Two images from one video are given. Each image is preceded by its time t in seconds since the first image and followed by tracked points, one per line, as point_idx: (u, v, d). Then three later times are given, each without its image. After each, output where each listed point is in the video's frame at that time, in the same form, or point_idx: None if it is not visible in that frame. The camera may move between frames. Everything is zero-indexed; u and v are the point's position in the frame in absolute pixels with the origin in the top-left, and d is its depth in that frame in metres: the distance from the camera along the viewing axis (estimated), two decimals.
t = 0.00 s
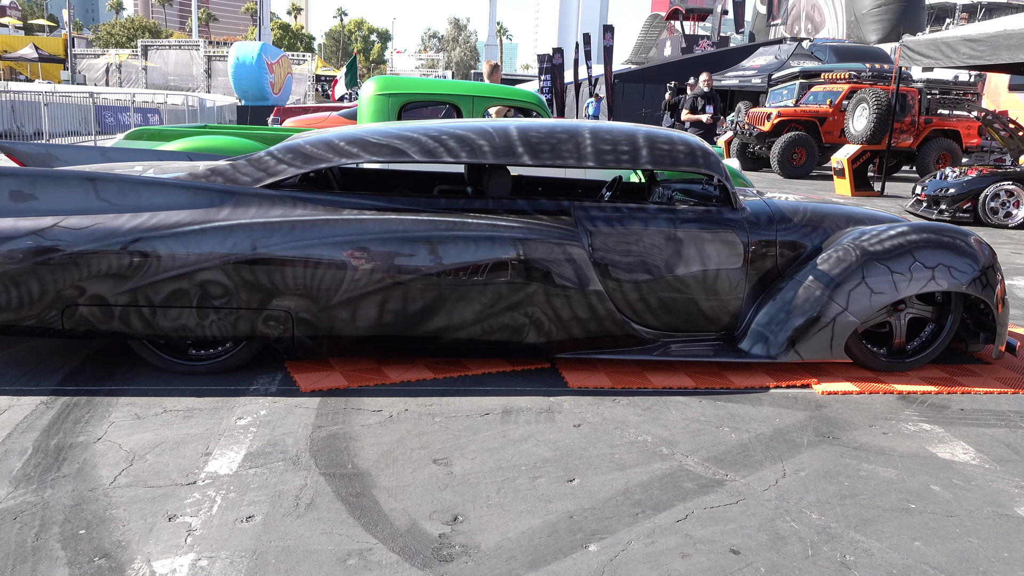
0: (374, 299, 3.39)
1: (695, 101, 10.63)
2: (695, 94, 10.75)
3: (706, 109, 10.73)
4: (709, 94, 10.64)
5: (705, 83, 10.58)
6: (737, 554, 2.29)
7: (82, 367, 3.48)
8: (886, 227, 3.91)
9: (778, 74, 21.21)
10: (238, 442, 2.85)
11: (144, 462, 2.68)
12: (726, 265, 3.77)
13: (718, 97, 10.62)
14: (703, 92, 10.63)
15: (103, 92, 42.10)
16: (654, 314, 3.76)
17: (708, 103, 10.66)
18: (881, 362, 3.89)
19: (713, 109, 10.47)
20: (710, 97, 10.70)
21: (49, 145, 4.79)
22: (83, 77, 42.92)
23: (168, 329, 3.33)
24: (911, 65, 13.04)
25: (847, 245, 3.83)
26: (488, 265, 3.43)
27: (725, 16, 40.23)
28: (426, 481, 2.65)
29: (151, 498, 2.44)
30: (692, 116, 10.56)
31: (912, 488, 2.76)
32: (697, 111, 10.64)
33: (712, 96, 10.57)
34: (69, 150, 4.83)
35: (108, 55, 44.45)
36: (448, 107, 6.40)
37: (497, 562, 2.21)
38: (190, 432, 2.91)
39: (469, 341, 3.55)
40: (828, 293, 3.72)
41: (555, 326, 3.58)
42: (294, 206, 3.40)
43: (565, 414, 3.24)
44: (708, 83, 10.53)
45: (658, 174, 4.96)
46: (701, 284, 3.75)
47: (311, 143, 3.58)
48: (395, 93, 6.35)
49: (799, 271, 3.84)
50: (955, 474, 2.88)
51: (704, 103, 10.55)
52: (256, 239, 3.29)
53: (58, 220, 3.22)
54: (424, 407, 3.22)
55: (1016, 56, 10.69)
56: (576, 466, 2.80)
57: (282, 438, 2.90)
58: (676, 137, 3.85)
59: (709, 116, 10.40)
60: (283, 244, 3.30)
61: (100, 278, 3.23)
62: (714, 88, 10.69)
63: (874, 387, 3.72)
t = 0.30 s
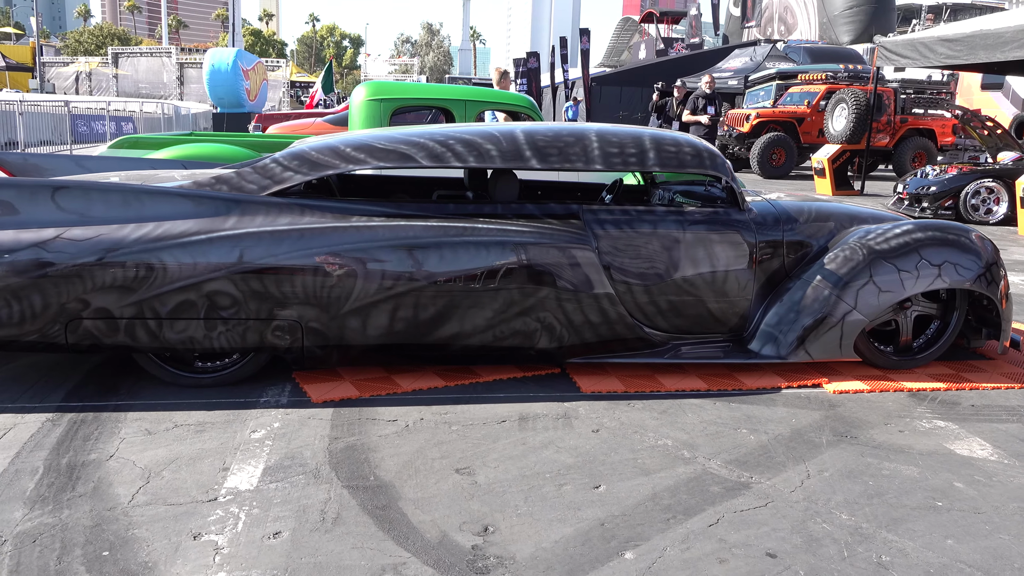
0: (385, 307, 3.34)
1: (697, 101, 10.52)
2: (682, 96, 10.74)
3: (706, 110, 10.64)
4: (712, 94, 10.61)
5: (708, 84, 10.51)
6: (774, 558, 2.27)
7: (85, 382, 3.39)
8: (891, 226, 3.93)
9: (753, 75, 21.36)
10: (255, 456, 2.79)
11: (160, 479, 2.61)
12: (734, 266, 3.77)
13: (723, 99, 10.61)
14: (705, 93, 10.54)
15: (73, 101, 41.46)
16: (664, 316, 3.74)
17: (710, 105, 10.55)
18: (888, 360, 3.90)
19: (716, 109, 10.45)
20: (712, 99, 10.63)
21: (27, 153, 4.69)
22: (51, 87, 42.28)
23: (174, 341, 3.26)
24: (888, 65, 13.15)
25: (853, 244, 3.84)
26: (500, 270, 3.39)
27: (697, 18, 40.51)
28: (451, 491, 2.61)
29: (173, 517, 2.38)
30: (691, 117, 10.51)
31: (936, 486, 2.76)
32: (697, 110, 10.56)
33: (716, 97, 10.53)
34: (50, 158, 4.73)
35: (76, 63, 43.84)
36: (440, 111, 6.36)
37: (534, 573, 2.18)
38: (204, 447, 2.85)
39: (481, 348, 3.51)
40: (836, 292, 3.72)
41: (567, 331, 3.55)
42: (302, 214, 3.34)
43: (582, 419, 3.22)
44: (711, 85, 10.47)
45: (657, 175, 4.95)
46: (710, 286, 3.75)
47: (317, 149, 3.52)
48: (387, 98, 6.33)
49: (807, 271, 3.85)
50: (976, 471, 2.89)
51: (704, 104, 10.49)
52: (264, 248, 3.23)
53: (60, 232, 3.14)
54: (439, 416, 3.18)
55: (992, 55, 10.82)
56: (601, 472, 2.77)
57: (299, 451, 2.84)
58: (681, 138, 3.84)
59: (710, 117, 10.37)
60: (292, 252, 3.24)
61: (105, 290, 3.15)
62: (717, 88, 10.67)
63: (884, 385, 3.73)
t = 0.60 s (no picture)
0: (397, 312, 3.32)
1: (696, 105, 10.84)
2: (670, 99, 10.76)
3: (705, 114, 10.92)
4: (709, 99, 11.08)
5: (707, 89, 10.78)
6: (803, 566, 2.28)
7: (89, 389, 3.33)
8: (894, 231, 3.97)
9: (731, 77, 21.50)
10: (272, 464, 2.76)
11: (177, 489, 2.57)
12: (742, 271, 3.79)
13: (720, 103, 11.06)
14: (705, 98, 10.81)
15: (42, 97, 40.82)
16: (671, 321, 3.75)
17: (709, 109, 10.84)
18: (891, 364, 3.94)
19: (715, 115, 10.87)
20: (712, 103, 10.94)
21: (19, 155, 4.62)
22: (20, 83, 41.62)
23: (183, 347, 3.21)
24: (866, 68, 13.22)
25: (858, 249, 3.87)
26: (512, 276, 3.38)
27: (674, 20, 40.69)
28: (473, 499, 2.60)
29: (195, 528, 2.34)
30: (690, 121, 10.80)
31: (951, 491, 2.79)
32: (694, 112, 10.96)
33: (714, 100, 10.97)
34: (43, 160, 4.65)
35: (45, 58, 43.11)
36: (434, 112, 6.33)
37: None
38: (219, 455, 2.81)
39: (492, 353, 3.49)
40: (842, 297, 3.76)
41: (577, 336, 3.54)
42: (312, 218, 3.30)
43: (596, 425, 3.21)
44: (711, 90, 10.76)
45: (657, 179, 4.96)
46: (718, 291, 3.76)
47: (325, 153, 3.48)
48: (381, 99, 6.24)
49: (812, 276, 3.88)
50: (989, 476, 2.92)
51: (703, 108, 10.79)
52: (275, 253, 3.19)
53: (67, 236, 3.08)
54: (453, 422, 3.16)
55: (971, 60, 10.96)
56: (621, 479, 2.77)
57: (316, 459, 2.81)
58: (689, 144, 3.85)
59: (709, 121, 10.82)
60: (303, 257, 3.20)
61: (113, 296, 3.10)
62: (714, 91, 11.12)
63: (888, 389, 3.76)
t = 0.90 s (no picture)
0: (418, 315, 3.32)
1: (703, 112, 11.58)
2: (668, 102, 10.81)
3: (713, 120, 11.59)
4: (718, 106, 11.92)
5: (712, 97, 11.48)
6: (837, 569, 2.30)
7: (106, 391, 3.31)
8: (906, 237, 4.01)
9: (720, 82, 21.60)
10: (300, 468, 2.75)
11: (208, 492, 2.56)
12: (757, 276, 3.82)
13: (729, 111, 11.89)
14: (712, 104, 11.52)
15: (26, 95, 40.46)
16: (688, 325, 3.77)
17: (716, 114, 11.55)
18: (902, 369, 3.98)
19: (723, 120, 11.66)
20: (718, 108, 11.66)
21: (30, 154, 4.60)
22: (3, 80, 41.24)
23: (203, 350, 3.19)
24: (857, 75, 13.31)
25: (870, 255, 3.91)
26: (533, 279, 3.39)
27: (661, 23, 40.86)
28: (504, 503, 2.60)
29: (229, 532, 2.33)
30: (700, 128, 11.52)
31: (973, 495, 2.82)
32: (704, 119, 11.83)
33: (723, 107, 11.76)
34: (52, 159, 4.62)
35: (28, 56, 42.74)
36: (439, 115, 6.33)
37: None
38: (245, 459, 2.79)
39: (511, 357, 3.50)
40: (856, 302, 3.79)
41: (596, 339, 3.56)
42: (334, 220, 3.29)
43: (617, 428, 3.22)
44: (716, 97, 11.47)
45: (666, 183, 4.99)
46: (733, 295, 3.79)
47: (345, 155, 3.48)
48: (386, 101, 6.23)
49: (826, 281, 3.91)
50: (1008, 480, 2.95)
51: (711, 114, 11.51)
52: (298, 256, 3.18)
53: (88, 237, 3.06)
54: (475, 426, 3.16)
55: (962, 68, 11.08)
56: (648, 483, 2.78)
57: (344, 463, 2.80)
58: (705, 149, 3.87)
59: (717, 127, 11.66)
60: (325, 261, 3.20)
61: (134, 297, 3.07)
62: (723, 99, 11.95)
63: (901, 394, 3.80)
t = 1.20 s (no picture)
0: (441, 318, 3.35)
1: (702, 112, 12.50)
2: (655, 103, 10.91)
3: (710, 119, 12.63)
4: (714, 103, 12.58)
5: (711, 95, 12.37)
6: (873, 559, 2.36)
7: (131, 400, 3.31)
8: (911, 235, 4.09)
9: (701, 82, 21.76)
10: (335, 471, 2.78)
11: (249, 496, 2.58)
12: (768, 275, 3.90)
13: (727, 110, 12.50)
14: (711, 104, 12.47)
15: None
16: (702, 324, 3.84)
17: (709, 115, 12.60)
18: (908, 364, 4.07)
19: (719, 119, 12.23)
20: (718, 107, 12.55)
21: (36, 162, 4.58)
22: None
23: (230, 356, 3.21)
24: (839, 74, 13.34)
25: (878, 253, 3.99)
26: (554, 281, 3.43)
27: (638, 24, 41.08)
28: (541, 501, 2.65)
29: (276, 536, 2.36)
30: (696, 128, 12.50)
31: (993, 485, 2.90)
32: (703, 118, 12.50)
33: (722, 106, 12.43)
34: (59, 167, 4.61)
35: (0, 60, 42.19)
36: (440, 118, 6.39)
37: None
38: (280, 463, 2.82)
39: (532, 358, 3.54)
40: (865, 299, 3.87)
41: (615, 339, 3.61)
42: (357, 225, 3.32)
43: (641, 426, 3.28)
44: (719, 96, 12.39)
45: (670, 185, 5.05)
46: (746, 294, 3.86)
47: (365, 160, 3.51)
48: (386, 105, 6.26)
49: (834, 278, 3.99)
50: None
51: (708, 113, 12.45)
52: (323, 261, 3.20)
53: (114, 245, 3.06)
54: (502, 427, 3.20)
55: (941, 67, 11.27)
56: (679, 480, 2.84)
57: (378, 465, 2.84)
58: (716, 150, 3.94)
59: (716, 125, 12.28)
60: (350, 266, 3.22)
61: (161, 305, 3.08)
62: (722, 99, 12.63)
63: (910, 388, 3.88)
